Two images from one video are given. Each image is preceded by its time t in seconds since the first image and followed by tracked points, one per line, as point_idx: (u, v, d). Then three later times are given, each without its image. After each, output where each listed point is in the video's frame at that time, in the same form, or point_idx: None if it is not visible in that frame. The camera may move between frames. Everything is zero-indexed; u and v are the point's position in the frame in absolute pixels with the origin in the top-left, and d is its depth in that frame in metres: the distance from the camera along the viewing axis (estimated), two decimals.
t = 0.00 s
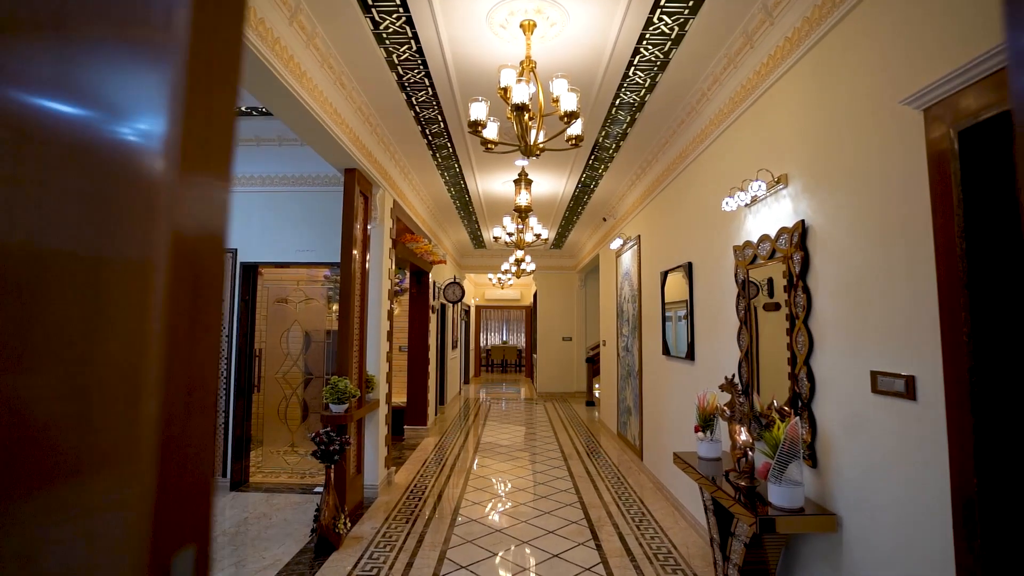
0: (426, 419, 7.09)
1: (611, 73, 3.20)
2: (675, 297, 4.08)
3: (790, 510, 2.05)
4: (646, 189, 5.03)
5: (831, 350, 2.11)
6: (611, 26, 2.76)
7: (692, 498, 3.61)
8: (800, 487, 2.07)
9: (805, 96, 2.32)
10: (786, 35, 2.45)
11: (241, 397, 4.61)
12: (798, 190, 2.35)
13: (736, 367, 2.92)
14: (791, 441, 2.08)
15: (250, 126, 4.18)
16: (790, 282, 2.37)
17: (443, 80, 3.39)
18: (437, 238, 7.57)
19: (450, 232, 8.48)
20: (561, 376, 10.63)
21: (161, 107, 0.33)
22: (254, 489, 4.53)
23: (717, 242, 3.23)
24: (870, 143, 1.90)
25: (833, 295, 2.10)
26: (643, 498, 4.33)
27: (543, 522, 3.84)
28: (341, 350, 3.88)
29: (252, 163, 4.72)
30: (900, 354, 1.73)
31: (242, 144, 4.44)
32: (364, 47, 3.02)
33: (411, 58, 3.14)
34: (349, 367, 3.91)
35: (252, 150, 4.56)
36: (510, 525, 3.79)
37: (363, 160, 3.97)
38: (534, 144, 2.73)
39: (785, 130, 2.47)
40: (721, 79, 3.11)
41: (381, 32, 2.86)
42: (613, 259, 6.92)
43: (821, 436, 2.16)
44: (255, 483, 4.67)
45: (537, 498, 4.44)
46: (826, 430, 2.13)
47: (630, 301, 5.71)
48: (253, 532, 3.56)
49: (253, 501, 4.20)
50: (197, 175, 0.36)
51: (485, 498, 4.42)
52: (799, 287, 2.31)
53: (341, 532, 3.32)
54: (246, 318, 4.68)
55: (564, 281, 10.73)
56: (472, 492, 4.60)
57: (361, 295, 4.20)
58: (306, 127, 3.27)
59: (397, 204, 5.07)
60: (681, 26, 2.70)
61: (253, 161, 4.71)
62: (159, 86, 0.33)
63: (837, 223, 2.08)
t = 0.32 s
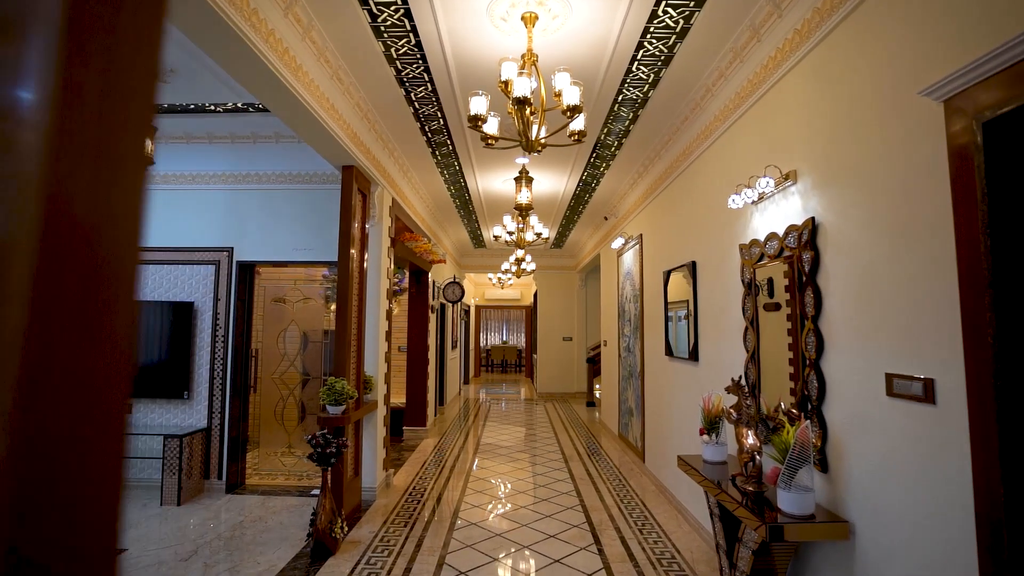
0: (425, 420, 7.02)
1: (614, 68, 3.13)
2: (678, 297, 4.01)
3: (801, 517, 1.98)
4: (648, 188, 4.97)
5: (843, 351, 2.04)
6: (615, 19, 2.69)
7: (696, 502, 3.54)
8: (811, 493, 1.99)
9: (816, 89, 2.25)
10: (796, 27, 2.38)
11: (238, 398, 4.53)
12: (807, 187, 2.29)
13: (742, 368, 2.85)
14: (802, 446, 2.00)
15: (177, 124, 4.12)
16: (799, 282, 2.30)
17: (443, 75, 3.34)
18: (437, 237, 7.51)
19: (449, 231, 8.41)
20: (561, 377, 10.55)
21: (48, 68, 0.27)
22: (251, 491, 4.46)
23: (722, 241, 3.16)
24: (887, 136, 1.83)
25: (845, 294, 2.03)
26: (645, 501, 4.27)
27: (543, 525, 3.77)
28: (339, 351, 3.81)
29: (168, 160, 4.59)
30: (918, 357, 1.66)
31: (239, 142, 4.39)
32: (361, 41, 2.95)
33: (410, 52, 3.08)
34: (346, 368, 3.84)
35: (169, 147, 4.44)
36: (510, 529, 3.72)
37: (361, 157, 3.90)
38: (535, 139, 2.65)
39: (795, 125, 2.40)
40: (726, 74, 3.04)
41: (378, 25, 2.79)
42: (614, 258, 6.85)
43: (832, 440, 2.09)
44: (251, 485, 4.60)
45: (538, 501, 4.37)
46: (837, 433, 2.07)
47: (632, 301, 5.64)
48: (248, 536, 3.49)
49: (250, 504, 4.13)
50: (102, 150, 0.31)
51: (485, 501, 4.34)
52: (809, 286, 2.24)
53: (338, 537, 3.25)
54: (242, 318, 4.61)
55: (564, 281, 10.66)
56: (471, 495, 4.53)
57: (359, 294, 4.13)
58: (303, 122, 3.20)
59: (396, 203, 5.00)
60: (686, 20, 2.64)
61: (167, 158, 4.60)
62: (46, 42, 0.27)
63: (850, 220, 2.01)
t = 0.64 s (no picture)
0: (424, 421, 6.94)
1: (616, 62, 3.07)
2: (681, 295, 3.94)
3: (811, 523, 1.91)
4: (650, 186, 4.90)
5: (856, 351, 1.97)
6: (618, 11, 2.62)
7: (701, 505, 3.47)
8: (821, 498, 1.92)
9: (826, 81, 2.18)
10: (805, 17, 2.31)
11: (234, 398, 4.46)
12: (817, 182, 2.22)
13: (748, 369, 2.78)
14: (813, 450, 1.93)
15: (167, 122, 4.13)
16: (808, 280, 2.23)
17: (441, 70, 3.28)
18: (436, 237, 7.44)
19: (449, 230, 8.34)
20: (562, 377, 10.48)
21: None
22: (247, 493, 4.38)
23: (727, 238, 3.09)
24: (903, 128, 1.75)
25: (858, 292, 1.96)
26: (647, 504, 4.20)
27: (544, 529, 3.70)
28: (336, 351, 3.74)
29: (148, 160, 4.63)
30: (938, 357, 1.58)
31: (235, 138, 4.37)
32: (357, 34, 2.88)
33: (407, 46, 3.01)
34: (344, 368, 3.77)
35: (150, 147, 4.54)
36: (510, 533, 3.65)
37: (358, 154, 3.83)
38: (536, 134, 2.58)
39: (804, 118, 2.33)
40: (732, 68, 2.98)
41: (375, 17, 2.72)
42: (616, 257, 6.77)
43: (844, 444, 2.02)
44: (247, 487, 4.53)
45: (539, 503, 4.30)
46: (849, 436, 1.99)
47: (633, 300, 5.58)
48: (243, 540, 3.42)
49: (245, 507, 4.05)
50: None
51: (484, 504, 4.27)
52: (818, 284, 2.17)
53: (335, 541, 3.18)
54: (238, 317, 4.54)
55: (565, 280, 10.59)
56: (470, 497, 4.46)
57: (356, 293, 4.06)
58: (297, 116, 3.13)
59: (394, 201, 4.93)
60: (691, 11, 2.57)
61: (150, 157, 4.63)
62: None
63: (863, 215, 1.94)
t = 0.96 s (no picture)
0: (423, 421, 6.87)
1: (619, 55, 3.00)
2: (685, 294, 3.87)
3: (824, 530, 1.83)
4: (652, 183, 4.84)
5: (868, 351, 1.90)
6: (620, 2, 2.55)
7: (705, 508, 3.41)
8: (833, 504, 1.85)
9: (836, 73, 2.12)
10: (814, 8, 2.25)
11: (230, 399, 4.39)
12: (827, 176, 2.15)
13: (755, 370, 2.71)
14: (825, 454, 1.86)
15: (161, 117, 4.07)
16: (818, 278, 2.17)
17: (440, 64, 3.22)
18: (435, 236, 7.36)
19: (449, 229, 8.27)
20: (562, 377, 10.40)
21: None
22: (243, 496, 4.31)
23: (732, 236, 3.02)
24: (918, 120, 1.70)
25: (871, 290, 1.89)
26: (650, 507, 4.13)
27: (545, 532, 3.63)
28: (332, 351, 3.67)
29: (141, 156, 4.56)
30: (959, 357, 1.52)
31: (231, 135, 4.34)
32: (355, 28, 2.83)
33: (405, 39, 2.94)
34: (341, 369, 3.71)
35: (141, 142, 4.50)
36: (510, 536, 3.58)
37: (356, 151, 3.76)
38: (536, 128, 2.51)
39: (813, 111, 2.27)
40: (737, 62, 2.91)
41: (373, 9, 2.65)
42: (617, 256, 6.70)
43: (857, 448, 1.95)
44: (244, 489, 4.46)
45: (540, 505, 4.23)
46: (862, 439, 1.92)
47: (635, 300, 5.50)
48: (238, 544, 3.35)
49: (242, 509, 3.98)
50: None
51: (484, 507, 4.20)
52: (829, 282, 2.09)
53: (331, 546, 3.11)
54: (235, 316, 4.47)
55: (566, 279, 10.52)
56: (470, 499, 4.40)
57: (354, 293, 4.00)
58: (293, 111, 3.08)
59: (393, 199, 4.86)
60: (696, 3, 2.50)
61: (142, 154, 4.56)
62: None
63: (876, 211, 1.87)
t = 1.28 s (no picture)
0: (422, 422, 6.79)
1: (621, 47, 2.93)
2: (688, 293, 3.79)
3: (836, 538, 1.76)
4: (654, 180, 4.76)
5: (883, 351, 1.82)
6: None
7: (710, 512, 3.34)
8: (846, 511, 1.77)
9: (847, 63, 2.05)
10: None
11: (225, 400, 4.32)
12: (838, 170, 2.07)
13: (762, 370, 2.63)
14: (837, 458, 1.78)
15: (153, 113, 4.06)
16: (829, 275, 2.09)
17: (437, 56, 3.15)
18: (435, 234, 7.27)
19: (448, 227, 8.19)
20: (562, 377, 10.31)
21: None
22: (238, 499, 4.23)
23: (738, 233, 2.94)
24: (920, 119, 1.68)
25: (885, 288, 1.81)
26: (652, 510, 4.05)
27: (545, 536, 3.56)
28: (328, 351, 3.59)
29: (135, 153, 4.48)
30: (981, 358, 1.44)
31: (226, 131, 4.35)
32: (349, 19, 2.76)
33: (402, 30, 2.87)
34: (336, 369, 3.63)
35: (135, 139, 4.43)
36: (510, 540, 3.50)
37: (352, 146, 3.69)
38: (537, 121, 2.43)
39: (822, 103, 2.19)
40: (742, 54, 2.84)
41: None
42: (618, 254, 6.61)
43: (871, 452, 1.87)
44: (239, 492, 4.38)
45: (540, 508, 4.15)
46: (877, 443, 1.84)
47: (637, 299, 5.42)
48: (232, 549, 3.28)
49: (236, 513, 3.91)
50: None
51: (483, 510, 4.12)
52: (841, 279, 2.01)
53: (327, 551, 3.03)
54: (230, 316, 4.39)
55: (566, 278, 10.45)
56: (469, 502, 4.32)
57: (350, 292, 3.92)
58: (290, 108, 3.05)
59: (391, 196, 4.79)
60: None
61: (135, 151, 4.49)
62: None
63: (892, 206, 1.79)
